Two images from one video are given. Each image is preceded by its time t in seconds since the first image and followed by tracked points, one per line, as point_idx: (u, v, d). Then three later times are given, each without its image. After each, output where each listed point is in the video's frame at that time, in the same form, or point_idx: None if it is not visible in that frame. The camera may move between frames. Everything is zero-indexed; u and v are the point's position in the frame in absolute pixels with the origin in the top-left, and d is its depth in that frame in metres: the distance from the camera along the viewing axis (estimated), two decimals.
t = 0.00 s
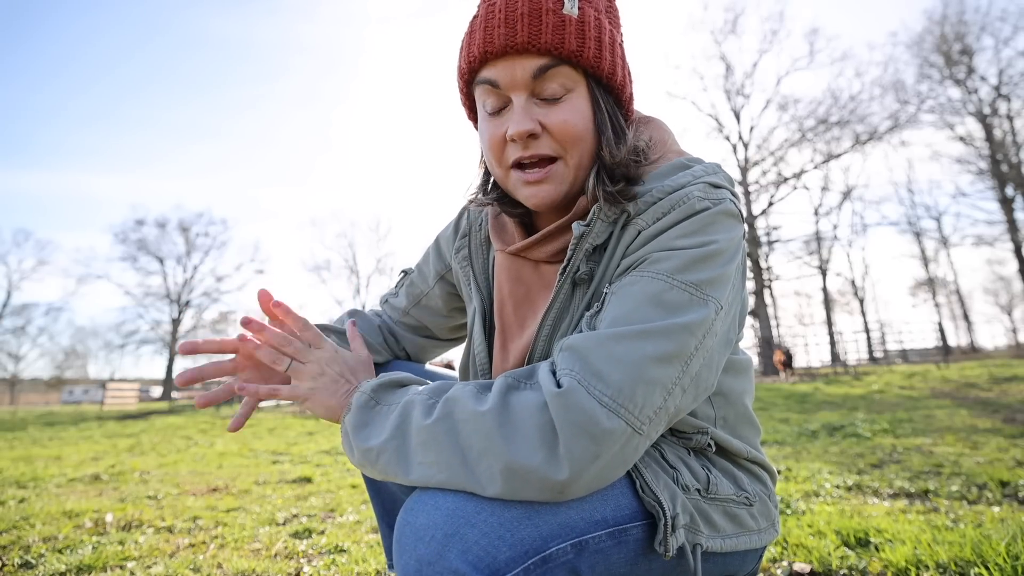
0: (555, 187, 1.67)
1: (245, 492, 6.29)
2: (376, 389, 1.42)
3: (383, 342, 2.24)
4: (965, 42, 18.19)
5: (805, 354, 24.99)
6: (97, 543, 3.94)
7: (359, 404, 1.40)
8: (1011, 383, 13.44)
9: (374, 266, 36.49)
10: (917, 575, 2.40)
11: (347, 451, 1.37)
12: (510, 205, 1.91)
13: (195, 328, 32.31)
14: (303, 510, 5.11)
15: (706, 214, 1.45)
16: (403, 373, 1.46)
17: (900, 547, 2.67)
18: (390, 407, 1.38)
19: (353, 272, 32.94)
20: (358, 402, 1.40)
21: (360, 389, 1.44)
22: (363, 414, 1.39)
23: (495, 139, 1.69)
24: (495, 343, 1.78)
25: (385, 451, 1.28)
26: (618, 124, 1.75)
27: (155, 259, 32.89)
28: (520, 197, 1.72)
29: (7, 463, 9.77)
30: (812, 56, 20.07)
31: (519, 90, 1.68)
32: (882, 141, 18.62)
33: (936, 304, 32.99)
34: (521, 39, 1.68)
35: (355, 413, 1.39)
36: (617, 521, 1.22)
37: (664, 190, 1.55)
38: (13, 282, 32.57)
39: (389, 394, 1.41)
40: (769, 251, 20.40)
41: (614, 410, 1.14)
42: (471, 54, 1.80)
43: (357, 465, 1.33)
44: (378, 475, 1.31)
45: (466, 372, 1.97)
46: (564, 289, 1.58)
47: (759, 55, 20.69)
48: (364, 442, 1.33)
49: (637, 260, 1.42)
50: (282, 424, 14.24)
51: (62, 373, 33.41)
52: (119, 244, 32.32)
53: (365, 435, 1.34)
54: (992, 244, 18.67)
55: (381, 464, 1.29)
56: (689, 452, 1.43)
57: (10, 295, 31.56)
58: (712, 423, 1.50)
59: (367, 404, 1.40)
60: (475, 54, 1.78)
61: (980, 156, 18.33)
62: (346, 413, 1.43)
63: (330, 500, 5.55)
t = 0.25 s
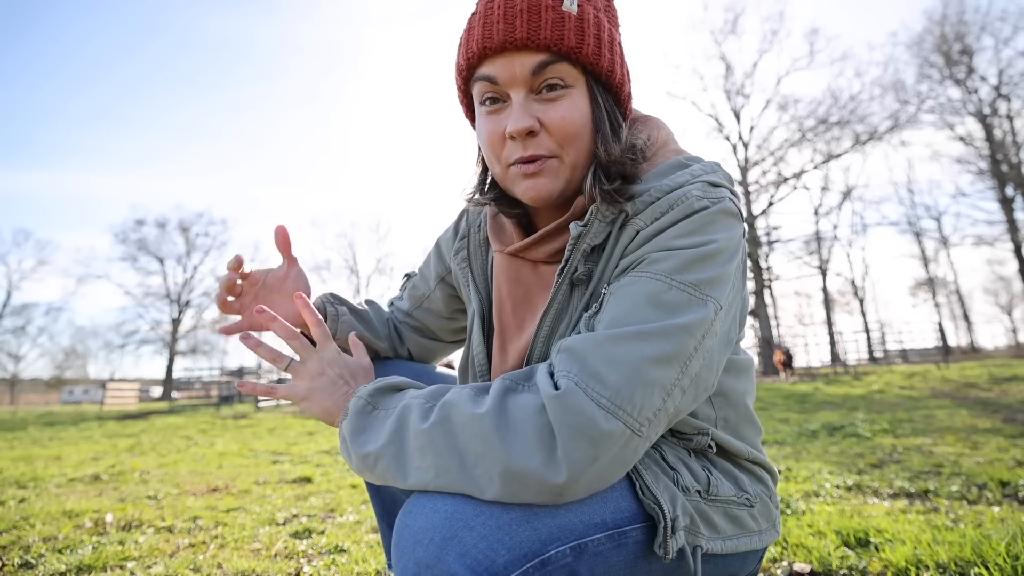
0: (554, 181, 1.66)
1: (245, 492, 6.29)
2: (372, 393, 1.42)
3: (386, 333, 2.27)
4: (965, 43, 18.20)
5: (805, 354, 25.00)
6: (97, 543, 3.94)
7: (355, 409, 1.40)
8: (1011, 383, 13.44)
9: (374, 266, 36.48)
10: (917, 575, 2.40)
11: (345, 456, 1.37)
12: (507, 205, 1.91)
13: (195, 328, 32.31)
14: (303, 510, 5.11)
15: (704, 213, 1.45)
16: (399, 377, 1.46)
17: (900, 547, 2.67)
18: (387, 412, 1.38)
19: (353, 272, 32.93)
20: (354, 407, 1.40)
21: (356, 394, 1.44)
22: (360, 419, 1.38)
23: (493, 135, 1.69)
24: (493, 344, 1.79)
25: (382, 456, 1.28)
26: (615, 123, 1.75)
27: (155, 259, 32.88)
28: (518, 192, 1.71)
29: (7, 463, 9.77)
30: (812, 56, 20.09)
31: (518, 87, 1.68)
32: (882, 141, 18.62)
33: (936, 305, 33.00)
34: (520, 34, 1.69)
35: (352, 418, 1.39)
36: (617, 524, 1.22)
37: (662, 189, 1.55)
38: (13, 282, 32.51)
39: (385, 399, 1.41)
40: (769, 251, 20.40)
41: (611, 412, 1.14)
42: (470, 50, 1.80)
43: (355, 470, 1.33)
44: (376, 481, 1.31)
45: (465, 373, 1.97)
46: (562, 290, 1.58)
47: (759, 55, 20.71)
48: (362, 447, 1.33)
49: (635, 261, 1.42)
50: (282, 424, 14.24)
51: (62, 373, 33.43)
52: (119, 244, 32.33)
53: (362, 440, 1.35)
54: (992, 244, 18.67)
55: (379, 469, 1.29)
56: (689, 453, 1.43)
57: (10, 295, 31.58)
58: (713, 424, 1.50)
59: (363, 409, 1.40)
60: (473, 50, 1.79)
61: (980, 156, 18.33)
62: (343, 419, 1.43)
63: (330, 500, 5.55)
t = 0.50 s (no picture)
0: (536, 187, 1.67)
1: (245, 492, 6.29)
2: (368, 397, 1.42)
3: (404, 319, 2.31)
4: (965, 43, 18.20)
5: (804, 354, 25.01)
6: (97, 543, 3.94)
7: (352, 413, 1.40)
8: (1011, 383, 13.43)
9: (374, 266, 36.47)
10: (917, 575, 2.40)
11: (342, 460, 1.37)
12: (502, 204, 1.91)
13: (196, 328, 32.30)
14: (303, 510, 5.11)
15: (702, 214, 1.45)
16: (396, 380, 1.46)
17: (900, 547, 2.67)
18: (384, 416, 1.37)
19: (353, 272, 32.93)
20: (350, 411, 1.40)
21: (353, 398, 1.43)
22: (356, 424, 1.38)
23: (479, 137, 1.70)
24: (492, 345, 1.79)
25: (379, 461, 1.28)
26: (607, 128, 1.73)
27: (155, 259, 32.88)
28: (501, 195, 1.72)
29: (7, 463, 9.77)
30: (812, 56, 20.10)
31: (505, 89, 1.68)
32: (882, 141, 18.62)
33: (936, 305, 33.02)
34: (507, 38, 1.70)
35: (348, 423, 1.39)
36: (615, 527, 1.22)
37: (660, 190, 1.55)
38: (13, 283, 32.48)
39: (381, 402, 1.41)
40: (769, 251, 20.41)
41: (608, 415, 1.14)
42: (461, 51, 1.82)
43: (353, 474, 1.33)
44: (373, 485, 1.31)
45: (465, 374, 1.97)
46: (559, 292, 1.58)
47: (759, 55, 20.72)
48: (359, 451, 1.33)
49: (633, 262, 1.43)
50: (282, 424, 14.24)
51: (62, 374, 33.43)
52: (119, 244, 32.36)
53: (359, 445, 1.34)
54: (992, 244, 18.67)
55: (376, 474, 1.29)
56: (690, 455, 1.43)
57: (10, 295, 31.59)
58: (714, 426, 1.50)
59: (360, 413, 1.40)
60: (464, 51, 1.80)
61: (980, 156, 18.32)
62: (339, 423, 1.43)
63: (330, 500, 5.55)
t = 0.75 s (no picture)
0: (545, 180, 1.66)
1: (245, 492, 6.29)
2: (368, 399, 1.42)
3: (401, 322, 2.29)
4: (965, 42, 18.20)
5: (804, 354, 25.03)
6: (97, 543, 3.94)
7: (353, 415, 1.40)
8: (1011, 383, 13.43)
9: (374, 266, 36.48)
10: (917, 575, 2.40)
11: (343, 463, 1.37)
12: (502, 203, 1.91)
13: (195, 328, 32.30)
14: (303, 510, 5.11)
15: (704, 213, 1.45)
16: (397, 381, 1.45)
17: (900, 547, 2.67)
18: (385, 417, 1.37)
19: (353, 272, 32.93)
20: (351, 413, 1.40)
21: (353, 400, 1.43)
22: (357, 426, 1.38)
23: (486, 131, 1.70)
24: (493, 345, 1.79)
25: (381, 464, 1.28)
26: (612, 124, 1.75)
27: (155, 258, 32.89)
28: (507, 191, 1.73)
29: (7, 463, 9.77)
30: (812, 56, 20.09)
31: (511, 84, 1.68)
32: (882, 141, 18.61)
33: (936, 305, 33.03)
34: (512, 31, 1.69)
35: (349, 424, 1.39)
36: (618, 530, 1.22)
37: (661, 189, 1.54)
38: (13, 282, 32.48)
39: (382, 403, 1.41)
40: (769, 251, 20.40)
41: (612, 416, 1.14)
42: (464, 47, 1.81)
43: (353, 477, 1.33)
44: (375, 488, 1.31)
45: (466, 374, 1.97)
46: (560, 293, 1.58)
47: (759, 55, 20.71)
48: (360, 453, 1.33)
49: (634, 262, 1.43)
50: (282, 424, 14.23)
51: (61, 373, 33.44)
52: (119, 244, 32.40)
53: (361, 447, 1.34)
54: (992, 244, 18.67)
55: (378, 477, 1.29)
56: (692, 456, 1.43)
57: (10, 294, 31.60)
58: (716, 426, 1.49)
59: (361, 415, 1.40)
60: (467, 46, 1.80)
61: (980, 156, 18.32)
62: (339, 425, 1.43)
63: (330, 500, 5.55)
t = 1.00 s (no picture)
0: (544, 174, 1.66)
1: (245, 492, 6.29)
2: (369, 396, 1.42)
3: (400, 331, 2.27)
4: (965, 42, 18.20)
5: (804, 354, 25.02)
6: (97, 543, 3.94)
7: (352, 412, 1.40)
8: (1011, 383, 13.43)
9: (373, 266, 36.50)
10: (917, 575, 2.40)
11: (342, 460, 1.37)
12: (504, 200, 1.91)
13: (196, 328, 32.30)
14: (303, 510, 5.11)
15: (703, 215, 1.45)
16: (397, 379, 1.46)
17: (900, 547, 2.67)
18: (384, 416, 1.37)
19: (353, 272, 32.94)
20: (351, 411, 1.40)
21: (354, 397, 1.43)
22: (357, 423, 1.38)
23: (486, 124, 1.70)
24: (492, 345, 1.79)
25: (379, 462, 1.28)
26: (612, 119, 1.75)
27: (155, 259, 32.90)
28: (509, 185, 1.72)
29: (7, 463, 9.77)
30: (812, 56, 20.09)
31: (512, 76, 1.69)
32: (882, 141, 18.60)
33: (936, 305, 33.03)
34: (514, 23, 1.69)
35: (349, 422, 1.39)
36: (615, 530, 1.21)
37: (661, 190, 1.54)
38: (13, 283, 32.50)
39: (382, 401, 1.41)
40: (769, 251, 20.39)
41: (609, 419, 1.14)
42: (467, 40, 1.82)
43: (352, 474, 1.34)
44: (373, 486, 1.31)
45: (467, 374, 1.97)
46: (559, 293, 1.58)
47: (759, 55, 20.71)
48: (359, 451, 1.33)
49: (633, 264, 1.43)
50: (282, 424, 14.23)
51: (61, 374, 33.45)
52: (119, 244, 32.43)
53: (359, 444, 1.34)
54: (992, 244, 18.67)
55: (376, 474, 1.29)
56: (691, 456, 1.43)
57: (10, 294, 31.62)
58: (715, 427, 1.49)
59: (360, 412, 1.40)
60: (470, 39, 1.80)
61: (980, 156, 18.31)
62: (340, 422, 1.43)
63: (330, 500, 5.55)
